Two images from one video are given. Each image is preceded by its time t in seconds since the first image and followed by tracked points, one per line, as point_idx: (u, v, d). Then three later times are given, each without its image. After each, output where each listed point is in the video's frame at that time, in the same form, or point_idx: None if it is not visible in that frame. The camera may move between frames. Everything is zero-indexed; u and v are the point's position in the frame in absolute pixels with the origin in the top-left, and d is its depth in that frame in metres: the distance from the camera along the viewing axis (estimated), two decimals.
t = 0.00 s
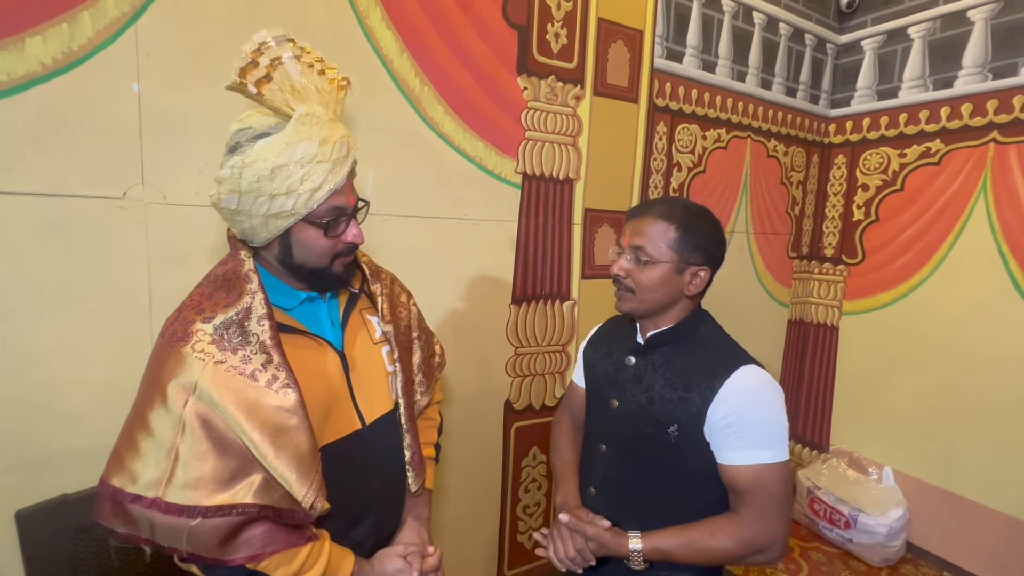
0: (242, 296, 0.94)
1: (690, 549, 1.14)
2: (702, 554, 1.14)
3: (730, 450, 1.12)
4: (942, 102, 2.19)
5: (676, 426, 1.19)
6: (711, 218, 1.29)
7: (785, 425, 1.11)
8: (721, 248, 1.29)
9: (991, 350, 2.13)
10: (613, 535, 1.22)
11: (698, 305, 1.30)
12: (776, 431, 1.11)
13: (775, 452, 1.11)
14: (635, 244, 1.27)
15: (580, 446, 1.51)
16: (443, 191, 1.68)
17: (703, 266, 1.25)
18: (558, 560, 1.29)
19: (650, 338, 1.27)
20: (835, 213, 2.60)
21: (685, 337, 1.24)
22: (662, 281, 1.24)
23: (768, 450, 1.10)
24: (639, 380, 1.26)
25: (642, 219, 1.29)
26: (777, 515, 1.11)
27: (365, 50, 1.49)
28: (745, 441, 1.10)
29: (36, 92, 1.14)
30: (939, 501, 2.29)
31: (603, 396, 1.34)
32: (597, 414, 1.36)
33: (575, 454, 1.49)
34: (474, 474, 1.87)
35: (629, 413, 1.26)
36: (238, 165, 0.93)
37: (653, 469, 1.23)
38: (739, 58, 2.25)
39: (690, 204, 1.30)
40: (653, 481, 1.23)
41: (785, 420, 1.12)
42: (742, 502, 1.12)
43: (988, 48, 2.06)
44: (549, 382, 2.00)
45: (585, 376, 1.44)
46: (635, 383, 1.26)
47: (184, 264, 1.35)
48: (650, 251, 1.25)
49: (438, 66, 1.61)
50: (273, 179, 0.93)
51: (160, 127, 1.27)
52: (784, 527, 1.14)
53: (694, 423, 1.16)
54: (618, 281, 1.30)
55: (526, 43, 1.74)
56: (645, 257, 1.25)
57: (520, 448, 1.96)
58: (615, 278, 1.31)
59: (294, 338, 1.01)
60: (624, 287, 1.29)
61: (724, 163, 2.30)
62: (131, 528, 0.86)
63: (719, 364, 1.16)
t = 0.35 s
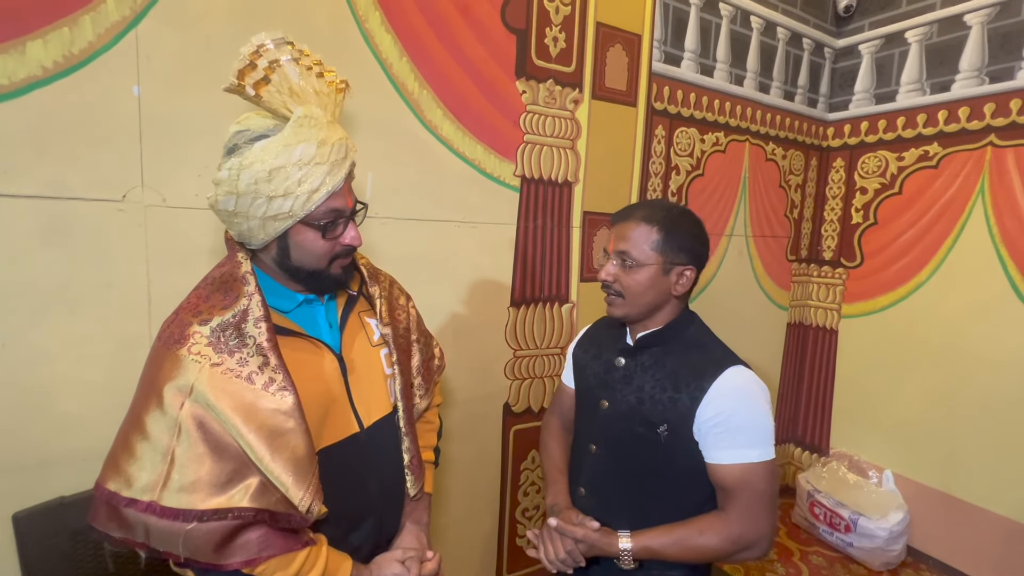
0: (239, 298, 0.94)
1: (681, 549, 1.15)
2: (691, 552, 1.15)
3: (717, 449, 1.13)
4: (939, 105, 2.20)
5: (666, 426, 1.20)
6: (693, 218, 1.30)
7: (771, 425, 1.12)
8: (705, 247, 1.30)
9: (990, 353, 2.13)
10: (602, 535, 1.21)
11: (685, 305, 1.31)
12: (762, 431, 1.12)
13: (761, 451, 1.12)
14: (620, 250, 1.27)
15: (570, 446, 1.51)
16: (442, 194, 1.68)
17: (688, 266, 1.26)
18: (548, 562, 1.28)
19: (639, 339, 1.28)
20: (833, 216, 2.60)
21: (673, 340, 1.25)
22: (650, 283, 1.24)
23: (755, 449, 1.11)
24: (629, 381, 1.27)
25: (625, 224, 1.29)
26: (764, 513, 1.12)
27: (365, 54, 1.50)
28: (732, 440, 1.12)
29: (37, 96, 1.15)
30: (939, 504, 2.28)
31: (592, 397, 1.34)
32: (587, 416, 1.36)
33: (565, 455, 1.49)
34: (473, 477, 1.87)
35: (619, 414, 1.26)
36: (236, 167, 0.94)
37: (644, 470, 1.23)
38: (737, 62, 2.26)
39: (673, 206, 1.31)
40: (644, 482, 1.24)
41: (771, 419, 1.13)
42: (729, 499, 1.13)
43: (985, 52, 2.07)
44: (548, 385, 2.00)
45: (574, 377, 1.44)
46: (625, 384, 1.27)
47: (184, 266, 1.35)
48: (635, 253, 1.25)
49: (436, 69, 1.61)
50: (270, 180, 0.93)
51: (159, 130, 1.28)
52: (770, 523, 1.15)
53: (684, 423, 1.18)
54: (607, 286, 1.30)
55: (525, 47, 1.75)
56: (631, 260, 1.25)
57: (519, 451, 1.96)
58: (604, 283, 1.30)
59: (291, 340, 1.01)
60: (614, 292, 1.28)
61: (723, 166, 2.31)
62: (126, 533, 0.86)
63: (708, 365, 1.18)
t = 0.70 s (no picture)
0: (239, 303, 0.95)
1: (674, 544, 1.16)
2: (684, 548, 1.16)
3: (708, 443, 1.15)
4: (937, 109, 2.20)
5: (659, 422, 1.20)
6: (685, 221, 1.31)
7: (761, 419, 1.13)
8: (695, 249, 1.30)
9: (989, 356, 2.13)
10: (597, 532, 1.22)
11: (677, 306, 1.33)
12: (753, 424, 1.13)
13: (752, 445, 1.13)
14: (612, 250, 1.28)
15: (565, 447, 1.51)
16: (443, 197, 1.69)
17: (679, 269, 1.27)
18: (543, 559, 1.28)
19: (632, 338, 1.28)
20: (832, 219, 2.61)
21: (662, 338, 1.26)
22: (641, 283, 1.24)
23: (746, 443, 1.13)
24: (622, 379, 1.27)
25: (618, 225, 1.30)
26: (755, 507, 1.13)
27: (365, 59, 1.51)
28: (723, 434, 1.13)
29: (40, 100, 1.16)
30: (938, 507, 2.28)
31: (587, 396, 1.34)
32: (581, 415, 1.36)
33: (560, 455, 1.49)
34: (473, 480, 1.87)
35: (613, 413, 1.27)
36: (242, 172, 0.95)
37: (639, 468, 1.24)
38: (736, 65, 2.27)
39: (665, 209, 1.32)
40: (638, 480, 1.25)
41: (761, 414, 1.15)
42: (721, 494, 1.14)
43: (982, 56, 2.08)
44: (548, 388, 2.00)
45: (568, 378, 1.44)
46: (618, 383, 1.28)
47: (185, 269, 1.36)
48: (626, 254, 1.26)
49: (436, 73, 1.62)
50: (275, 187, 0.94)
51: (161, 134, 1.29)
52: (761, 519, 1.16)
53: (676, 419, 1.18)
54: (598, 286, 1.30)
55: (525, 51, 1.76)
56: (622, 261, 1.26)
57: (519, 454, 1.96)
58: (595, 283, 1.31)
59: (290, 343, 1.02)
60: (604, 292, 1.29)
61: (722, 170, 2.31)
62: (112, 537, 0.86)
63: (701, 362, 1.19)
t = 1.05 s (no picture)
0: (231, 302, 0.96)
1: (665, 536, 1.18)
2: (675, 540, 1.17)
3: (700, 438, 1.16)
4: (934, 112, 2.21)
5: (652, 418, 1.22)
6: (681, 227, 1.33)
7: (750, 413, 1.16)
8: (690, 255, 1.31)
9: (987, 358, 2.14)
10: (592, 526, 1.24)
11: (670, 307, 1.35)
12: (743, 419, 1.15)
13: (742, 439, 1.15)
14: (609, 253, 1.29)
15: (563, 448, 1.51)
16: (443, 200, 1.70)
17: (672, 274, 1.28)
18: (541, 552, 1.32)
19: (627, 337, 1.31)
20: (831, 221, 2.62)
21: (659, 340, 1.28)
22: (636, 287, 1.26)
23: (736, 437, 1.15)
24: (616, 377, 1.29)
25: (617, 228, 1.31)
26: (744, 499, 1.15)
27: (366, 63, 1.52)
28: (713, 429, 1.15)
29: (44, 104, 1.17)
30: (937, 508, 2.29)
31: (582, 394, 1.36)
32: (578, 412, 1.38)
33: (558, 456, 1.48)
34: (473, 480, 1.88)
35: (608, 411, 1.29)
36: (247, 174, 0.95)
37: (633, 463, 1.26)
38: (734, 69, 2.29)
39: (662, 214, 1.33)
40: (632, 474, 1.26)
41: (750, 408, 1.17)
42: (711, 487, 1.16)
43: (979, 60, 2.09)
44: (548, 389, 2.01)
45: (565, 378, 1.45)
46: (613, 380, 1.30)
47: (188, 271, 1.37)
48: (623, 258, 1.27)
49: (436, 77, 1.64)
50: (281, 189, 0.95)
51: (164, 137, 1.30)
52: (751, 510, 1.18)
53: (668, 415, 1.20)
54: (593, 287, 1.31)
55: (524, 55, 1.77)
56: (619, 263, 1.27)
57: (519, 455, 1.97)
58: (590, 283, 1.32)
59: (291, 342, 1.03)
60: (599, 293, 1.30)
61: (720, 172, 2.33)
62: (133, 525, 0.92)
63: (692, 360, 1.21)
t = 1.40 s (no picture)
0: (229, 307, 0.96)
1: (665, 520, 1.22)
2: (674, 523, 1.21)
3: (692, 424, 1.20)
4: (932, 113, 2.23)
5: (645, 408, 1.24)
6: (670, 226, 1.34)
7: (738, 397, 1.19)
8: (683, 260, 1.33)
9: (986, 358, 2.15)
10: (594, 517, 1.27)
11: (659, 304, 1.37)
12: (731, 403, 1.19)
13: (732, 423, 1.19)
14: (607, 256, 1.29)
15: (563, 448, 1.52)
16: (443, 201, 1.71)
17: (664, 279, 1.30)
18: (545, 547, 1.33)
19: (619, 331, 1.32)
20: (830, 222, 2.63)
21: (648, 333, 1.30)
22: (631, 292, 1.28)
23: (725, 421, 1.19)
24: (610, 371, 1.30)
25: (615, 233, 1.31)
26: (739, 480, 1.18)
27: (367, 65, 1.53)
28: (704, 415, 1.18)
29: (48, 106, 1.18)
30: (936, 508, 2.30)
31: (578, 391, 1.37)
32: (574, 408, 1.39)
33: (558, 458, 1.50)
34: (473, 481, 1.88)
35: (603, 405, 1.30)
36: (253, 182, 0.96)
37: (629, 453, 1.28)
38: (732, 71, 2.30)
39: (651, 215, 1.34)
40: (631, 464, 1.29)
41: (737, 392, 1.20)
42: (706, 472, 1.19)
43: (976, 62, 2.10)
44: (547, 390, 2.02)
45: (560, 379, 1.46)
46: (606, 375, 1.31)
47: (191, 272, 1.38)
48: (619, 262, 1.28)
49: (436, 79, 1.65)
50: (287, 198, 0.96)
51: (166, 139, 1.31)
52: (745, 490, 1.21)
53: (662, 404, 1.23)
54: (590, 288, 1.33)
55: (523, 57, 1.78)
56: (615, 266, 1.28)
57: (519, 456, 1.98)
58: (587, 285, 1.33)
59: (289, 343, 1.03)
60: (596, 294, 1.31)
61: (719, 174, 2.34)
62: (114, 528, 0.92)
63: (681, 350, 1.24)
